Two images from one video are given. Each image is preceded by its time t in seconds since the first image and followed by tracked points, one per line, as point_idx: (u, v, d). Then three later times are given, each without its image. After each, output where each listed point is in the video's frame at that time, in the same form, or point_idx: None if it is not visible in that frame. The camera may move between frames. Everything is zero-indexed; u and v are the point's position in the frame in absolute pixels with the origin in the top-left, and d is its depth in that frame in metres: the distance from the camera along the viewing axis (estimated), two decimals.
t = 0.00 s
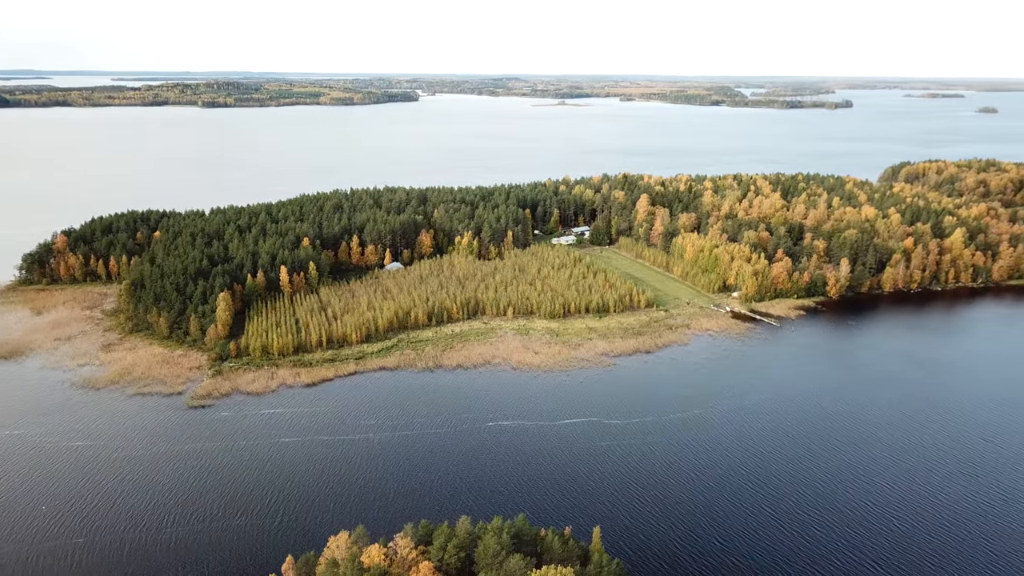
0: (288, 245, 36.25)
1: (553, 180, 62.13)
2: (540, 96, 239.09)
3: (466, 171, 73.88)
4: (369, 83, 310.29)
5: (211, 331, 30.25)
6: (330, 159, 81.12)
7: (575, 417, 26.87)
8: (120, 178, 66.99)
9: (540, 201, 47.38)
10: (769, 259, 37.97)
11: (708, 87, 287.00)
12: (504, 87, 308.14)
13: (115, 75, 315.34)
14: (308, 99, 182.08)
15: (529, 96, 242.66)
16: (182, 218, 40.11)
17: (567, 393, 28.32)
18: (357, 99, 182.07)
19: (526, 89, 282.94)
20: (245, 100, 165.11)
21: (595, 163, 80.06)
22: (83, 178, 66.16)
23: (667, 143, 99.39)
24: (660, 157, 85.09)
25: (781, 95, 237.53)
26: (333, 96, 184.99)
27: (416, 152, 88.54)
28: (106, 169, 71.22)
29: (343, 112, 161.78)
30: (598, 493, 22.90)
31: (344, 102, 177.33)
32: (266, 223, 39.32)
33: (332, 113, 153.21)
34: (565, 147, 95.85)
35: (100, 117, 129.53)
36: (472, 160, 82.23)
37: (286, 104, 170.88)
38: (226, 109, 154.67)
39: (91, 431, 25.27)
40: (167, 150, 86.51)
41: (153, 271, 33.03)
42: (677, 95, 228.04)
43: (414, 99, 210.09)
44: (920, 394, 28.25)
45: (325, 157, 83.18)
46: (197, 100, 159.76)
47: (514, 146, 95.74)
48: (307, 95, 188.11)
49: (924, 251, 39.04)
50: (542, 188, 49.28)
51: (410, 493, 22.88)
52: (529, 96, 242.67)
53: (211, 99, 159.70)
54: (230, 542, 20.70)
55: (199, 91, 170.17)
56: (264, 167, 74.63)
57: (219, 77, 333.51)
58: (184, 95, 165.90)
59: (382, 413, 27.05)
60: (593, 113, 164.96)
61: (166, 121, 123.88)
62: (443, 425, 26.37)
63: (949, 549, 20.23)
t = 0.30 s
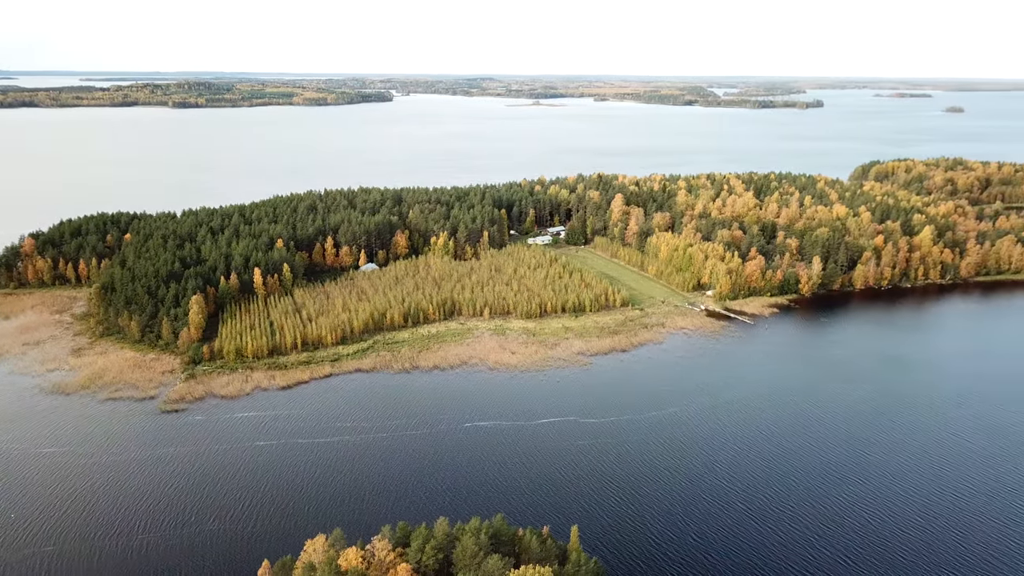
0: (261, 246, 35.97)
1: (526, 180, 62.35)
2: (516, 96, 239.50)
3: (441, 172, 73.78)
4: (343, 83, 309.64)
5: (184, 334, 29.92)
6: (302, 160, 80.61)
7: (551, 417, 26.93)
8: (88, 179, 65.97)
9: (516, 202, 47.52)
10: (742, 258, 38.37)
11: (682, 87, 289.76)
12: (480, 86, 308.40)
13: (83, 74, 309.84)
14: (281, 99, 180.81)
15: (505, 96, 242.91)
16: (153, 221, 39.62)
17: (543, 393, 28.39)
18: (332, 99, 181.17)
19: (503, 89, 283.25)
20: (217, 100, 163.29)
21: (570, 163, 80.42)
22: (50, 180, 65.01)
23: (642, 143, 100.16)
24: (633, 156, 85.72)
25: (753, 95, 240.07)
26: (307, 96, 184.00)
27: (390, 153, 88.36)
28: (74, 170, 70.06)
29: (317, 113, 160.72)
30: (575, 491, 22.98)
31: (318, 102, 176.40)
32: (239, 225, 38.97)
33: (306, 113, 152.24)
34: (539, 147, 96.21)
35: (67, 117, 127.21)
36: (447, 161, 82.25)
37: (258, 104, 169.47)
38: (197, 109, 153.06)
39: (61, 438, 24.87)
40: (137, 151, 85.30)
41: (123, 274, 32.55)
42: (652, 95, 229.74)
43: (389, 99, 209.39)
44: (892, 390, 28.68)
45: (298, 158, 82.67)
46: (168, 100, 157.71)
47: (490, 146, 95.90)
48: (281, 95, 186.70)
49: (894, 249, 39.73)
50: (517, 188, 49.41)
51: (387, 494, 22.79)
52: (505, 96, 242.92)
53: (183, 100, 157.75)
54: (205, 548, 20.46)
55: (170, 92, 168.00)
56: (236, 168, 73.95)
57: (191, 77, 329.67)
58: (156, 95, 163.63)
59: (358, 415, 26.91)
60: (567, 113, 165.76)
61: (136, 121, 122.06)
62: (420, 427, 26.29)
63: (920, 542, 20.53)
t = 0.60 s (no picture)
0: (234, 248, 35.65)
1: (500, 180, 62.46)
2: (491, 96, 239.64)
3: (415, 172, 73.64)
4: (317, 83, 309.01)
5: (155, 338, 29.55)
6: (274, 161, 79.94)
7: (528, 417, 26.99)
8: (54, 181, 64.80)
9: (491, 202, 47.63)
10: (716, 257, 38.74)
11: (654, 87, 292.79)
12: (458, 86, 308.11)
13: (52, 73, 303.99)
14: (254, 99, 179.17)
15: (480, 96, 242.84)
16: (123, 223, 39.07)
17: (519, 393, 28.46)
18: (305, 99, 179.90)
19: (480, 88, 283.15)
20: (188, 100, 161.12)
21: (545, 163, 80.66)
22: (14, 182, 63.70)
23: (617, 143, 100.74)
24: (607, 156, 86.24)
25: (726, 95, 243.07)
26: (280, 96, 182.94)
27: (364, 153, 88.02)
28: (39, 171, 68.74)
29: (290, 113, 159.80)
30: (552, 490, 23.03)
31: (290, 103, 175.14)
32: (211, 227, 38.58)
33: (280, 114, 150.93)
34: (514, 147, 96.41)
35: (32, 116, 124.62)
36: (421, 161, 82.09)
37: (229, 104, 167.65)
38: (168, 109, 150.96)
39: (30, 444, 24.45)
40: (105, 151, 83.88)
41: (93, 277, 32.04)
42: (626, 95, 230.97)
43: (362, 99, 208.25)
44: (864, 386, 29.11)
45: (270, 158, 81.99)
46: (138, 100, 155.24)
47: (465, 146, 95.88)
48: (254, 96, 184.91)
49: (864, 246, 40.37)
50: (491, 188, 49.50)
51: (363, 497, 22.68)
52: (480, 96, 242.86)
53: (153, 100, 155.32)
54: (178, 554, 20.21)
55: (140, 91, 165.57)
56: (207, 168, 73.13)
57: (164, 76, 324.99)
58: (128, 95, 161.24)
59: (333, 417, 26.76)
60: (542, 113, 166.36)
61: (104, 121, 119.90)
62: (396, 428, 26.20)
63: (892, 536, 20.81)
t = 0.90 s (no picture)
0: (204, 250, 35.28)
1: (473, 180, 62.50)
2: (464, 96, 239.16)
3: (387, 172, 73.39)
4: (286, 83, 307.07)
5: (125, 342, 29.15)
6: (244, 162, 79.15)
7: (503, 417, 27.06)
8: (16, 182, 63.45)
9: (465, 202, 47.69)
10: (689, 256, 39.12)
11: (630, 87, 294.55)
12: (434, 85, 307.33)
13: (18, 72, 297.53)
14: (224, 100, 177.19)
15: (451, 96, 242.07)
16: (90, 225, 38.45)
17: (494, 393, 28.51)
18: (276, 99, 178.38)
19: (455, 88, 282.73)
20: (156, 100, 158.76)
21: (518, 162, 80.84)
22: None
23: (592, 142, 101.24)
24: (581, 155, 86.64)
25: (698, 95, 245.70)
26: (249, 96, 181.51)
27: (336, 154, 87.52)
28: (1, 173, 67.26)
29: (262, 112, 158.31)
30: (527, 490, 23.10)
31: (259, 103, 173.50)
32: (181, 229, 38.13)
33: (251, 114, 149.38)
34: (489, 147, 96.49)
35: None
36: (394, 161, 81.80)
37: (199, 104, 165.57)
38: (136, 109, 148.60)
39: None
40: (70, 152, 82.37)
41: (59, 281, 31.50)
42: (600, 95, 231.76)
43: (333, 99, 206.87)
44: (835, 383, 29.57)
45: (240, 159, 81.14)
46: (104, 100, 152.54)
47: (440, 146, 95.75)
48: (225, 96, 182.75)
49: (834, 244, 41.00)
50: (465, 189, 49.53)
51: (339, 500, 22.56)
52: (451, 96, 242.09)
53: (121, 100, 152.77)
54: (151, 560, 19.95)
55: (106, 91, 162.79)
56: (175, 170, 72.16)
57: (134, 76, 319.67)
58: (92, 94, 158.43)
59: (308, 420, 26.60)
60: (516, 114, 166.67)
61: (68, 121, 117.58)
62: (372, 430, 26.11)
63: (862, 530, 21.17)
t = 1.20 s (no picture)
0: (174, 253, 34.88)
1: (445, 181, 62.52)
2: (436, 96, 238.47)
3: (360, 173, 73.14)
4: (256, 83, 304.32)
5: (93, 347, 28.72)
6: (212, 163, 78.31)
7: (477, 417, 27.10)
8: None
9: (438, 202, 47.73)
10: (662, 255, 39.46)
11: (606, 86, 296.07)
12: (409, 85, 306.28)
13: None
14: (194, 100, 174.95)
15: (424, 96, 241.29)
16: (56, 228, 37.79)
17: (469, 394, 28.56)
18: (246, 100, 176.71)
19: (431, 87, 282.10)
20: (123, 100, 156.29)
21: (493, 162, 80.99)
22: None
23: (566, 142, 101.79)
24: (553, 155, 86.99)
25: (670, 95, 248.29)
26: (219, 96, 179.79)
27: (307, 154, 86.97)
28: None
29: (229, 113, 156.81)
30: (502, 490, 23.14)
31: (228, 104, 171.67)
32: (150, 231, 37.65)
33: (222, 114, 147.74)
34: (463, 147, 96.53)
35: None
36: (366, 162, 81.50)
37: (168, 104, 163.37)
38: (103, 109, 146.17)
39: None
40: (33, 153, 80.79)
41: (25, 285, 30.94)
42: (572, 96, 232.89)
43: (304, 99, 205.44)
44: (806, 379, 30.01)
45: (210, 160, 80.26)
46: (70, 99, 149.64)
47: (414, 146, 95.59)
48: (195, 96, 180.56)
49: (804, 242, 41.61)
50: (439, 189, 49.54)
51: (314, 504, 22.42)
52: (424, 95, 241.30)
53: (87, 100, 150.04)
54: (122, 568, 19.68)
55: (71, 91, 159.80)
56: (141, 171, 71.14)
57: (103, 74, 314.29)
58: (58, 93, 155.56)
59: (281, 424, 26.41)
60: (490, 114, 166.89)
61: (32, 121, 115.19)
62: (346, 433, 26.01)
63: (832, 524, 21.50)
